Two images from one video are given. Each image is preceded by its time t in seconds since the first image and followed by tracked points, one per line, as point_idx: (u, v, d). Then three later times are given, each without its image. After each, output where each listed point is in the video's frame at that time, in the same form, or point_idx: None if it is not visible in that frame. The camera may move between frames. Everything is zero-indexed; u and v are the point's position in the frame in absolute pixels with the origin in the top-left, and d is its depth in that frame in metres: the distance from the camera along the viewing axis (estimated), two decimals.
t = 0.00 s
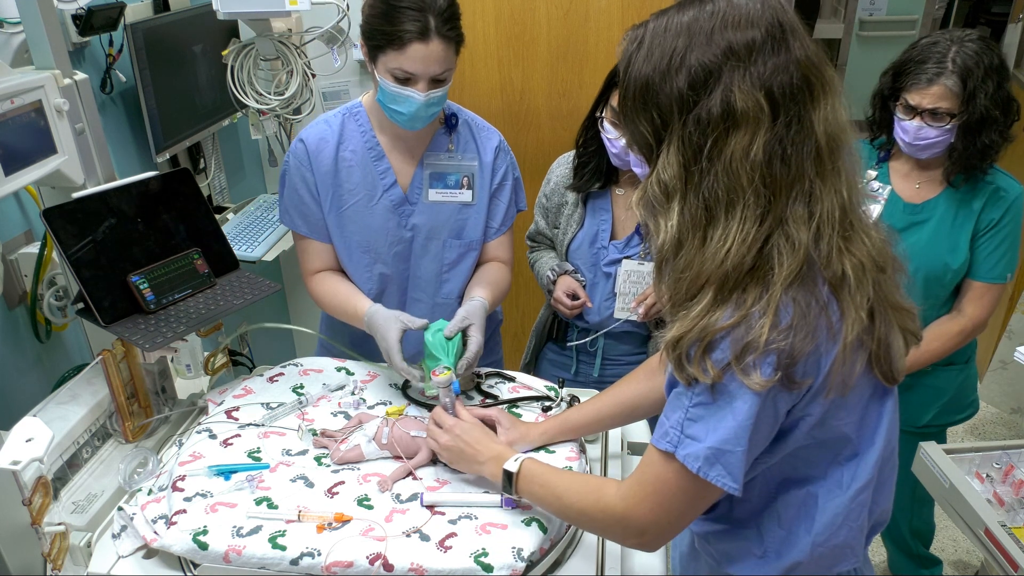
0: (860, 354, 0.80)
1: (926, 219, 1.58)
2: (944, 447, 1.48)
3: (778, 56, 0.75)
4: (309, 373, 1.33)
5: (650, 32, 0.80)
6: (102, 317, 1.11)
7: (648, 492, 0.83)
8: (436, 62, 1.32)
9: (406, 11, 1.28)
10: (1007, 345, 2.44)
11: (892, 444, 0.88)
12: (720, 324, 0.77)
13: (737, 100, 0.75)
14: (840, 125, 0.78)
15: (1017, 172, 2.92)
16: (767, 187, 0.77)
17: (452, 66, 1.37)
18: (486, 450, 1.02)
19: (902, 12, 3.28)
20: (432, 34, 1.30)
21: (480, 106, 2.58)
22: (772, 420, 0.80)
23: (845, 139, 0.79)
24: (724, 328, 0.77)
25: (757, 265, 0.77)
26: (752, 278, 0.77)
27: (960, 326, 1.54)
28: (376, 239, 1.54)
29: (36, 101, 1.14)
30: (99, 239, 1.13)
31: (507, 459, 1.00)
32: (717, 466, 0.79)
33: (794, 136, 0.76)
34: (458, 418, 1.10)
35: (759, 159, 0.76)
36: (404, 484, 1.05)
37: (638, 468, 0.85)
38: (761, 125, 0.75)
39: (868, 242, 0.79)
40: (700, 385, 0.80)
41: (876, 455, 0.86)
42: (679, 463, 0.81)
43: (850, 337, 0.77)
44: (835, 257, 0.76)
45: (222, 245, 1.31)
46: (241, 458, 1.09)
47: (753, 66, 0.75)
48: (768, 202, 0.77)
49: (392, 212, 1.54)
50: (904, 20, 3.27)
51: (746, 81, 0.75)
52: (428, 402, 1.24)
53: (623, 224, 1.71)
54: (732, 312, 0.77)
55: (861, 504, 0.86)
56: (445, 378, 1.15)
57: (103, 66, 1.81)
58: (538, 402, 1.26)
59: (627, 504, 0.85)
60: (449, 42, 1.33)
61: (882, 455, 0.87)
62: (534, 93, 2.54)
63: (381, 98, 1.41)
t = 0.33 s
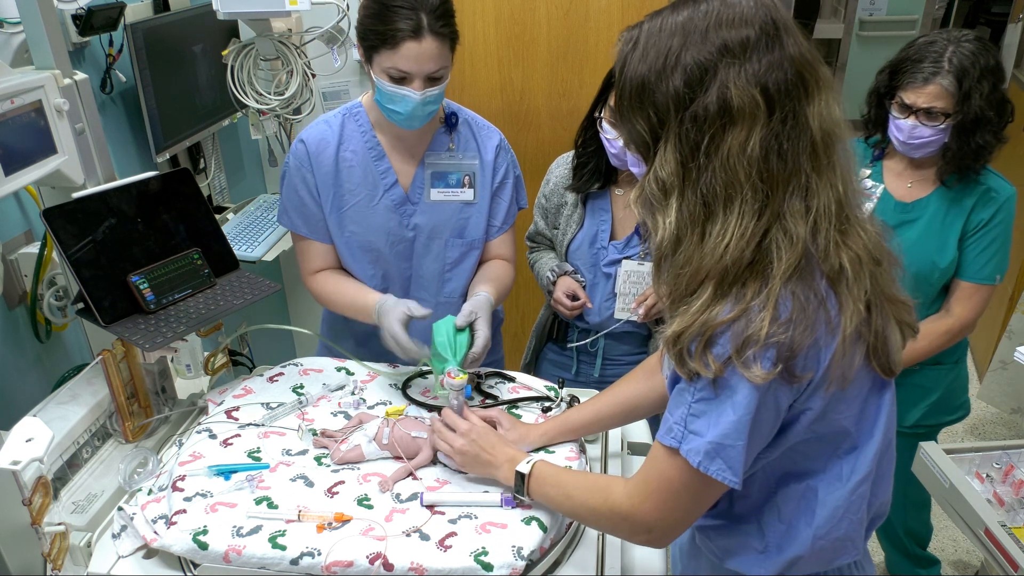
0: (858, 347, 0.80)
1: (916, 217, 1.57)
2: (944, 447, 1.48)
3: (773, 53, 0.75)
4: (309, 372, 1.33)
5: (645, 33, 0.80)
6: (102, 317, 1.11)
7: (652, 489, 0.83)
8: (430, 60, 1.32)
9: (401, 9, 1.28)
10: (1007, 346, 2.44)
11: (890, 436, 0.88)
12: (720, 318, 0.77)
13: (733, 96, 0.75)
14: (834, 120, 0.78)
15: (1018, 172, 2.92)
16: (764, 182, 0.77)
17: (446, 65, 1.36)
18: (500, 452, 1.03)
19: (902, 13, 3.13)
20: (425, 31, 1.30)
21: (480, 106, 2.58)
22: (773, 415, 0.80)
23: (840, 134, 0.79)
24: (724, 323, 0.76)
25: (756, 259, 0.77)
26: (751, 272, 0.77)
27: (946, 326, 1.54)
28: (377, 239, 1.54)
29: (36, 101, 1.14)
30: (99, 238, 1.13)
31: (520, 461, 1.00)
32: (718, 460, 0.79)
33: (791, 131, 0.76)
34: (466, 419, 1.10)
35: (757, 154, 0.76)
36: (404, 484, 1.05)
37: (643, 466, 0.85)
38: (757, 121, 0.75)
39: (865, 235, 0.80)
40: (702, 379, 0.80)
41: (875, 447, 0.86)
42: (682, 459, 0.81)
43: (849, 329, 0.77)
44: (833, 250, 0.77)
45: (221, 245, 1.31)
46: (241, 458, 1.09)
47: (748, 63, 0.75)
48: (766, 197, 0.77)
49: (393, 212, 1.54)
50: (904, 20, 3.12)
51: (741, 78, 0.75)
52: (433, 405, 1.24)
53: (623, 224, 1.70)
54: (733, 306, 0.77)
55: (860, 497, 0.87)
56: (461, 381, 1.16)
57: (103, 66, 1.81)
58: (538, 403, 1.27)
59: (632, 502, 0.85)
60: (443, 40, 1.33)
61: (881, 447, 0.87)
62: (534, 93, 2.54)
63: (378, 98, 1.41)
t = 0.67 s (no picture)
0: (859, 345, 0.80)
1: (905, 217, 1.58)
2: (944, 447, 1.48)
3: (771, 53, 0.75)
4: (309, 372, 1.33)
5: (643, 35, 0.80)
6: (102, 317, 1.11)
7: (661, 488, 0.84)
8: (424, 58, 1.32)
9: (396, 8, 1.28)
10: (1007, 346, 2.44)
11: (891, 432, 0.88)
12: (722, 318, 0.76)
13: (731, 97, 0.75)
14: (833, 119, 0.79)
15: (1017, 172, 2.92)
16: (764, 181, 0.77)
17: (442, 64, 1.36)
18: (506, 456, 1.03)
19: (901, 12, 3.07)
20: (418, 30, 1.29)
21: (479, 106, 2.58)
22: (776, 413, 0.80)
23: (838, 133, 0.79)
24: (726, 322, 0.76)
25: (758, 259, 0.77)
26: (752, 272, 0.77)
27: (938, 323, 1.54)
28: (381, 241, 1.54)
29: (37, 101, 1.14)
30: (99, 238, 1.13)
31: (529, 462, 1.01)
32: (722, 458, 0.79)
33: (789, 131, 0.76)
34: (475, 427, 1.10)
35: (756, 154, 0.76)
36: (404, 484, 1.05)
37: (652, 465, 0.85)
38: (756, 122, 0.75)
39: (864, 233, 0.80)
40: (706, 379, 0.80)
41: (876, 443, 0.86)
42: (688, 458, 0.81)
43: (850, 328, 0.77)
44: (833, 249, 0.77)
45: (221, 244, 1.31)
46: (241, 458, 1.09)
47: (746, 63, 0.75)
48: (766, 197, 0.77)
49: (395, 214, 1.54)
50: (904, 20, 3.06)
51: (739, 79, 0.75)
52: (434, 406, 1.24)
53: (626, 224, 1.70)
54: (734, 305, 0.77)
55: (860, 493, 0.87)
56: (462, 384, 1.17)
57: (103, 66, 1.81)
58: (538, 403, 1.27)
59: (643, 500, 0.85)
60: (437, 37, 1.32)
61: (882, 442, 0.87)
62: (534, 92, 2.53)
63: (375, 98, 1.42)
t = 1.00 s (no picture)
0: (866, 345, 0.80)
1: (929, 215, 1.57)
2: (944, 447, 1.49)
3: (772, 54, 0.75)
4: (309, 372, 1.34)
5: (642, 40, 0.80)
6: (102, 317, 1.11)
7: (664, 489, 0.84)
8: (416, 61, 1.32)
9: (388, 11, 1.28)
10: (1008, 346, 2.44)
11: (895, 432, 0.88)
12: (730, 321, 0.76)
13: (733, 101, 0.75)
14: (835, 119, 0.79)
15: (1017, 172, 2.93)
16: (769, 184, 0.77)
17: (435, 64, 1.36)
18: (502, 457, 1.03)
19: (901, 13, 3.26)
20: (410, 32, 1.29)
21: (479, 106, 2.58)
22: (784, 415, 0.80)
23: (841, 133, 0.80)
24: (735, 326, 0.76)
25: (765, 262, 0.77)
26: (761, 274, 0.77)
27: (961, 320, 1.55)
28: (379, 244, 1.54)
29: (37, 101, 1.14)
30: (99, 238, 1.13)
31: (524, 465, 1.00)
32: (731, 461, 0.79)
33: (793, 133, 0.76)
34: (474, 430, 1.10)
35: (760, 157, 0.76)
36: (404, 484, 1.05)
37: (655, 466, 0.85)
38: (759, 125, 0.76)
39: (869, 233, 0.80)
40: (713, 381, 0.80)
41: (881, 444, 0.86)
42: (694, 460, 0.81)
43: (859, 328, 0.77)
44: (839, 250, 0.77)
45: (221, 245, 1.31)
46: (241, 458, 1.09)
47: (747, 66, 0.75)
48: (772, 199, 0.77)
49: (393, 216, 1.54)
50: (904, 21, 3.25)
51: (741, 82, 0.75)
52: (436, 406, 1.24)
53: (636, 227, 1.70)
54: (743, 308, 0.77)
55: (864, 494, 0.87)
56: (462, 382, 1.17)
57: (103, 66, 1.81)
58: (538, 403, 1.27)
59: (644, 502, 0.85)
60: (429, 39, 1.32)
61: (887, 442, 0.87)
62: (534, 92, 2.53)
63: (370, 102, 1.42)
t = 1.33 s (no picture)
0: (870, 348, 0.80)
1: (980, 217, 1.60)
2: (944, 447, 1.49)
3: (774, 57, 0.75)
4: (309, 372, 1.34)
5: (643, 43, 0.80)
6: (102, 317, 1.11)
7: (664, 491, 0.84)
8: (405, 63, 1.32)
9: (373, 14, 1.28)
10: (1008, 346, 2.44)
11: (897, 435, 0.88)
12: (732, 324, 0.76)
13: (735, 104, 0.75)
14: (838, 122, 0.79)
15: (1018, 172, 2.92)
16: (770, 187, 0.77)
17: (423, 65, 1.36)
18: (501, 457, 1.03)
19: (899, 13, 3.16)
20: (395, 35, 1.29)
21: (480, 106, 2.58)
22: (786, 418, 0.80)
23: (843, 135, 0.80)
24: (736, 329, 0.76)
25: (767, 265, 0.77)
26: (762, 278, 0.77)
27: (1011, 324, 1.55)
28: (378, 247, 1.54)
29: (37, 101, 1.14)
30: (99, 238, 1.13)
31: (525, 464, 1.01)
32: (732, 463, 0.79)
33: (794, 137, 0.77)
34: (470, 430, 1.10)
35: (761, 161, 0.76)
36: (404, 484, 1.05)
37: (656, 467, 0.85)
38: (760, 128, 0.76)
39: (872, 236, 0.80)
40: (715, 384, 0.80)
41: (882, 446, 0.86)
42: (696, 461, 0.81)
43: (862, 331, 0.77)
44: (842, 252, 0.77)
45: (222, 245, 1.31)
46: (241, 458, 1.09)
47: (748, 69, 0.75)
48: (773, 203, 0.77)
49: (392, 218, 1.54)
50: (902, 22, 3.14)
51: (743, 85, 0.75)
52: (436, 406, 1.24)
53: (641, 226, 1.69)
54: (744, 311, 0.77)
55: (864, 497, 0.87)
56: (462, 387, 1.19)
57: (103, 66, 1.81)
58: (538, 403, 1.27)
59: (644, 502, 0.85)
60: (416, 41, 1.31)
61: (889, 445, 0.87)
62: (534, 92, 2.53)
63: (360, 104, 1.42)
